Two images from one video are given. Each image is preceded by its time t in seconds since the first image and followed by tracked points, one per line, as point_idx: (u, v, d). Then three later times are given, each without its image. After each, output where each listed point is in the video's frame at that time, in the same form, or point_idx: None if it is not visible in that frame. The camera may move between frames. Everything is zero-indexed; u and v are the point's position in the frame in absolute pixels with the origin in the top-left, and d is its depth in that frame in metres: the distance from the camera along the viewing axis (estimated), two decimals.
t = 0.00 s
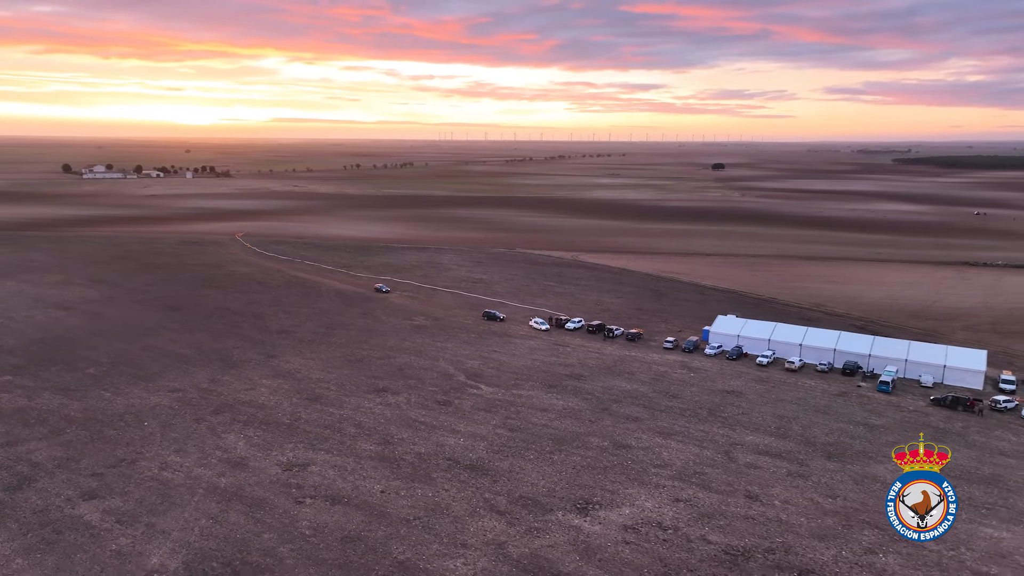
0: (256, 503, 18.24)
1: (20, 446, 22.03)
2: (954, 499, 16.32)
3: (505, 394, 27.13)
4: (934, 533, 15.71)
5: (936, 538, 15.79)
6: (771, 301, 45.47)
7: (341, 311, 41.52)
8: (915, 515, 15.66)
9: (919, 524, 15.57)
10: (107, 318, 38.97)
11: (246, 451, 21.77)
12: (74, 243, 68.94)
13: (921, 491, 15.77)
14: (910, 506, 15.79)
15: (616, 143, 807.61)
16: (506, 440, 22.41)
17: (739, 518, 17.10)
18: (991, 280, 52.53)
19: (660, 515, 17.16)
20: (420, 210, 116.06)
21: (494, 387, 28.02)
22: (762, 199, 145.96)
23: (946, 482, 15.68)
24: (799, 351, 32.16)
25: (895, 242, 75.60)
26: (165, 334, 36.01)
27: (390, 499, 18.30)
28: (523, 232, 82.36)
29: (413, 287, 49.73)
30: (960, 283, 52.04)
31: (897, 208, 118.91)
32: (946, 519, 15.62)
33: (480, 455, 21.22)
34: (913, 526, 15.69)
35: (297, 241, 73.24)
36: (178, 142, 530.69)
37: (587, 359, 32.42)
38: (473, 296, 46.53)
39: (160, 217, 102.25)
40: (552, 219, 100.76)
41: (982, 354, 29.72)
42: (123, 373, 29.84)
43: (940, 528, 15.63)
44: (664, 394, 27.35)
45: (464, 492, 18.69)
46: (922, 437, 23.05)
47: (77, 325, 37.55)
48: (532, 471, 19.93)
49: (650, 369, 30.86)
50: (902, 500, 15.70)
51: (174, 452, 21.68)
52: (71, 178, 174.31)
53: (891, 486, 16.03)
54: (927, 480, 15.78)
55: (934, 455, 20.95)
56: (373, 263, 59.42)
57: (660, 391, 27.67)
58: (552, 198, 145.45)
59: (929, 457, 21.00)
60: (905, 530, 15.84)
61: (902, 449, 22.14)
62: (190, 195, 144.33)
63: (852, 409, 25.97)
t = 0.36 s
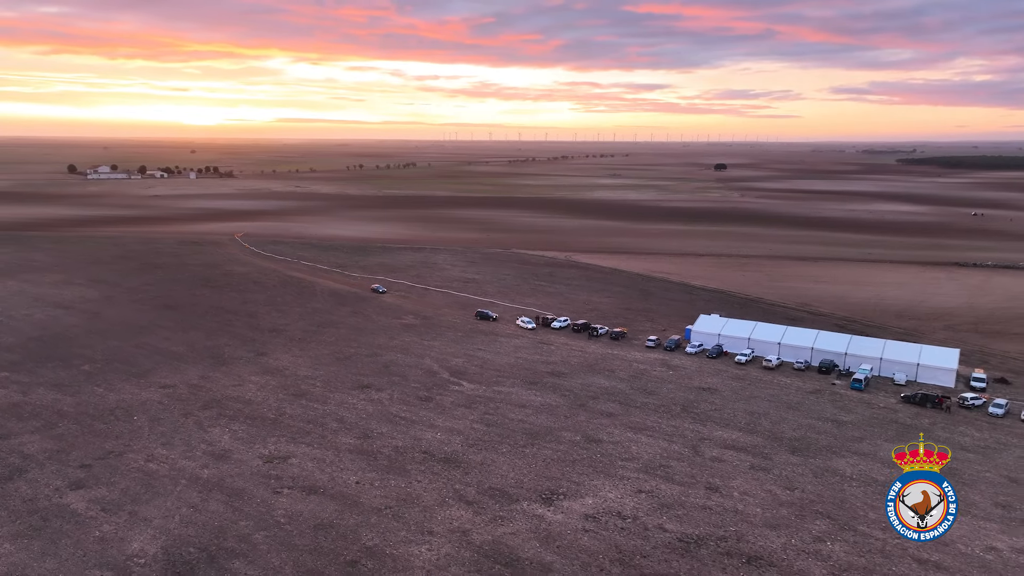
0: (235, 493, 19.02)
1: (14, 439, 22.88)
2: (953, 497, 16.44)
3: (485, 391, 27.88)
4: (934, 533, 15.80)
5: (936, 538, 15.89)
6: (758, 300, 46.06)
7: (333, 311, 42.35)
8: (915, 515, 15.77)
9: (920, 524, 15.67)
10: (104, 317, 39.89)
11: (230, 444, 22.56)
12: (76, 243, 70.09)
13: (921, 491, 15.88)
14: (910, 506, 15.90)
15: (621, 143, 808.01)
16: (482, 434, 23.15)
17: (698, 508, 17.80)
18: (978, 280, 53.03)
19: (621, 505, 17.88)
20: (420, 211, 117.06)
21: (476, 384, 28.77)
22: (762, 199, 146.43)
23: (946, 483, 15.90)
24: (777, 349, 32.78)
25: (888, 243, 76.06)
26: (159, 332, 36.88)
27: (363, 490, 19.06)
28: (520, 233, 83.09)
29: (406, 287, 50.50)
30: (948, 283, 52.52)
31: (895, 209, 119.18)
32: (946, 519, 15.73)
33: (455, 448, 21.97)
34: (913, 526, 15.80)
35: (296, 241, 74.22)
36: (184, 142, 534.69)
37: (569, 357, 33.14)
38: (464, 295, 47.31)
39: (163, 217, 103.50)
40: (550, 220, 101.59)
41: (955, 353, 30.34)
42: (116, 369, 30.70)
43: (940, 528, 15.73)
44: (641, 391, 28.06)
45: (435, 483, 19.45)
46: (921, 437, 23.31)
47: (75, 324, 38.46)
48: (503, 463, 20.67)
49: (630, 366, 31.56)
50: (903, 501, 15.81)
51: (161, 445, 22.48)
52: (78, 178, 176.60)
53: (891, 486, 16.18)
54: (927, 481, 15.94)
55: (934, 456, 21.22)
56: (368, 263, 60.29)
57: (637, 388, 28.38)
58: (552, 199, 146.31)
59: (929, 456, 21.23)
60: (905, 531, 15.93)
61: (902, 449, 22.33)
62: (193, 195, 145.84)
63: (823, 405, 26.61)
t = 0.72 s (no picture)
0: (221, 483, 19.84)
1: (14, 431, 23.81)
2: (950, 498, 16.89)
3: (471, 387, 28.63)
4: (933, 533, 16.19)
5: (935, 538, 16.25)
6: (749, 300, 46.60)
7: (328, 309, 43.23)
8: (915, 515, 16.16)
9: (920, 524, 16.05)
10: (106, 315, 40.92)
11: (219, 436, 23.41)
12: (82, 243, 71.42)
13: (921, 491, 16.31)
14: (910, 506, 16.28)
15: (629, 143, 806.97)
16: (463, 428, 23.89)
17: (662, 499, 18.47)
18: (971, 281, 53.35)
19: (589, 496, 18.58)
20: (424, 211, 117.99)
21: (462, 381, 29.53)
22: (765, 199, 146.60)
23: (945, 483, 16.36)
24: (761, 348, 33.36)
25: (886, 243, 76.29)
26: (158, 329, 37.86)
27: (343, 480, 19.85)
28: (520, 233, 83.81)
29: (403, 286, 51.29)
30: (940, 283, 52.89)
31: (898, 209, 119.17)
32: (945, 519, 16.14)
33: (435, 442, 22.73)
34: (913, 526, 16.15)
35: (298, 241, 75.24)
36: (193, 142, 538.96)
37: (556, 355, 33.85)
38: (459, 295, 48.10)
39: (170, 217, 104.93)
40: (551, 220, 102.29)
41: (933, 351, 30.86)
42: (115, 365, 31.66)
43: (939, 527, 16.12)
44: (622, 388, 28.75)
45: (413, 474, 20.20)
46: (923, 437, 23.60)
47: (77, 321, 39.50)
48: (480, 456, 21.41)
49: (615, 364, 32.24)
50: (902, 500, 16.20)
51: (153, 438, 23.35)
52: (88, 178, 178.73)
53: (891, 487, 16.62)
54: (928, 482, 16.35)
55: (933, 455, 21.54)
56: (367, 262, 61.21)
57: (619, 385, 29.07)
58: (555, 199, 147.05)
59: (929, 456, 21.59)
60: (905, 530, 16.31)
61: (902, 449, 22.61)
62: (200, 195, 147.40)
63: (799, 402, 27.23)
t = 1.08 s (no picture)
0: (211, 473, 20.69)
1: (17, 423, 24.80)
2: (950, 498, 17.34)
3: (459, 383, 29.40)
4: (934, 533, 16.57)
5: (934, 538, 16.63)
6: (742, 300, 47.07)
7: (327, 308, 44.10)
8: (915, 515, 16.57)
9: (920, 524, 16.47)
10: (111, 312, 41.98)
11: (212, 429, 24.28)
12: (91, 242, 72.76)
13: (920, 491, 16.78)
14: (910, 506, 16.70)
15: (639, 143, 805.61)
16: (447, 423, 24.63)
17: (631, 491, 19.16)
18: (966, 282, 53.57)
19: (561, 487, 19.29)
20: (429, 211, 118.90)
21: (451, 377, 30.31)
22: (771, 199, 146.68)
23: (947, 484, 16.79)
24: (747, 347, 33.88)
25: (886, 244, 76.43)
26: (159, 327, 38.86)
27: (328, 471, 20.66)
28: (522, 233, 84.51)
29: (402, 285, 52.12)
30: (935, 284, 53.16)
31: (903, 210, 118.86)
32: (945, 519, 16.56)
33: (419, 435, 23.49)
34: (913, 526, 16.59)
35: (302, 240, 76.28)
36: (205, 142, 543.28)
37: (546, 353, 34.53)
38: (456, 294, 48.88)
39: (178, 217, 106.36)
40: (554, 220, 102.91)
41: (916, 351, 31.30)
42: (117, 361, 32.66)
43: (939, 528, 16.52)
44: (607, 385, 29.42)
45: (394, 466, 20.99)
46: (923, 437, 23.82)
47: (82, 318, 40.55)
48: (460, 449, 22.16)
49: (602, 362, 32.89)
50: (903, 500, 16.66)
51: (149, 430, 24.27)
52: (100, 178, 181.20)
53: (891, 487, 17.12)
54: (928, 483, 16.78)
55: (933, 456, 21.92)
56: (368, 262, 62.15)
57: (604, 383, 29.75)
58: (561, 199, 147.72)
59: (929, 456, 22.02)
60: (905, 531, 16.72)
61: (902, 449, 22.87)
62: (209, 195, 148.97)
63: (779, 400, 27.78)
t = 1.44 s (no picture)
0: (202, 463, 21.55)
1: (21, 416, 25.81)
2: (952, 499, 17.49)
3: (449, 380, 30.19)
4: (934, 533, 16.76)
5: (935, 539, 16.77)
6: (735, 300, 47.61)
7: (326, 306, 45.05)
8: (915, 515, 16.78)
9: (920, 524, 16.66)
10: (116, 310, 43.09)
11: (207, 422, 25.17)
12: (100, 241, 74.21)
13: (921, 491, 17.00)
14: (911, 506, 16.92)
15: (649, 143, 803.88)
16: (433, 418, 25.42)
17: (604, 483, 19.86)
18: (961, 283, 53.83)
19: (536, 479, 20.02)
20: (435, 211, 120.01)
21: (442, 374, 31.11)
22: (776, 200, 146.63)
23: (946, 484, 17.01)
24: (734, 346, 34.43)
25: (886, 245, 76.58)
26: (162, 324, 39.92)
27: (314, 462, 21.49)
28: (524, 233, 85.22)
29: (401, 285, 52.98)
30: (930, 285, 53.50)
31: (908, 211, 118.60)
32: (945, 519, 16.72)
33: (405, 429, 24.30)
34: (913, 526, 16.78)
35: (306, 240, 77.44)
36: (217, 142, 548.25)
37: (536, 351, 35.27)
38: (454, 293, 49.70)
39: (187, 216, 108.02)
40: (557, 220, 103.69)
41: (899, 351, 31.75)
42: (119, 357, 33.71)
43: (940, 528, 16.66)
44: (593, 382, 30.13)
45: (378, 458, 21.79)
46: (923, 437, 24.15)
47: (88, 316, 41.68)
48: (443, 442, 22.95)
49: (590, 360, 33.61)
50: (903, 500, 16.88)
51: (146, 423, 25.18)
52: (112, 178, 183.70)
53: (892, 487, 17.40)
54: (928, 482, 16.99)
55: (933, 456, 22.11)
56: (369, 261, 63.15)
57: (590, 380, 30.46)
58: (566, 199, 148.27)
59: (929, 456, 22.21)
60: (906, 530, 16.88)
61: (903, 449, 23.12)
62: (219, 195, 150.84)
63: (761, 398, 28.38)
